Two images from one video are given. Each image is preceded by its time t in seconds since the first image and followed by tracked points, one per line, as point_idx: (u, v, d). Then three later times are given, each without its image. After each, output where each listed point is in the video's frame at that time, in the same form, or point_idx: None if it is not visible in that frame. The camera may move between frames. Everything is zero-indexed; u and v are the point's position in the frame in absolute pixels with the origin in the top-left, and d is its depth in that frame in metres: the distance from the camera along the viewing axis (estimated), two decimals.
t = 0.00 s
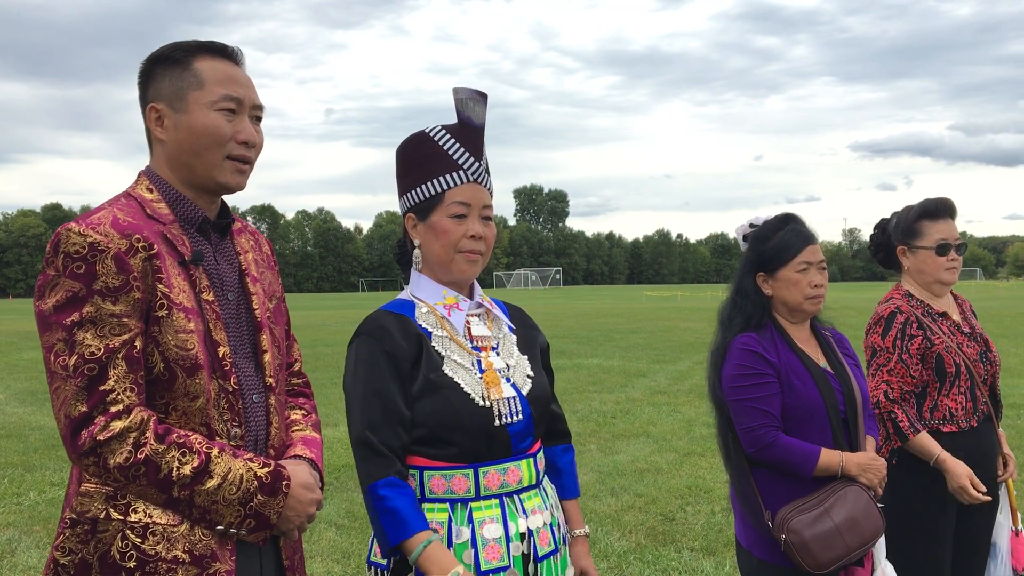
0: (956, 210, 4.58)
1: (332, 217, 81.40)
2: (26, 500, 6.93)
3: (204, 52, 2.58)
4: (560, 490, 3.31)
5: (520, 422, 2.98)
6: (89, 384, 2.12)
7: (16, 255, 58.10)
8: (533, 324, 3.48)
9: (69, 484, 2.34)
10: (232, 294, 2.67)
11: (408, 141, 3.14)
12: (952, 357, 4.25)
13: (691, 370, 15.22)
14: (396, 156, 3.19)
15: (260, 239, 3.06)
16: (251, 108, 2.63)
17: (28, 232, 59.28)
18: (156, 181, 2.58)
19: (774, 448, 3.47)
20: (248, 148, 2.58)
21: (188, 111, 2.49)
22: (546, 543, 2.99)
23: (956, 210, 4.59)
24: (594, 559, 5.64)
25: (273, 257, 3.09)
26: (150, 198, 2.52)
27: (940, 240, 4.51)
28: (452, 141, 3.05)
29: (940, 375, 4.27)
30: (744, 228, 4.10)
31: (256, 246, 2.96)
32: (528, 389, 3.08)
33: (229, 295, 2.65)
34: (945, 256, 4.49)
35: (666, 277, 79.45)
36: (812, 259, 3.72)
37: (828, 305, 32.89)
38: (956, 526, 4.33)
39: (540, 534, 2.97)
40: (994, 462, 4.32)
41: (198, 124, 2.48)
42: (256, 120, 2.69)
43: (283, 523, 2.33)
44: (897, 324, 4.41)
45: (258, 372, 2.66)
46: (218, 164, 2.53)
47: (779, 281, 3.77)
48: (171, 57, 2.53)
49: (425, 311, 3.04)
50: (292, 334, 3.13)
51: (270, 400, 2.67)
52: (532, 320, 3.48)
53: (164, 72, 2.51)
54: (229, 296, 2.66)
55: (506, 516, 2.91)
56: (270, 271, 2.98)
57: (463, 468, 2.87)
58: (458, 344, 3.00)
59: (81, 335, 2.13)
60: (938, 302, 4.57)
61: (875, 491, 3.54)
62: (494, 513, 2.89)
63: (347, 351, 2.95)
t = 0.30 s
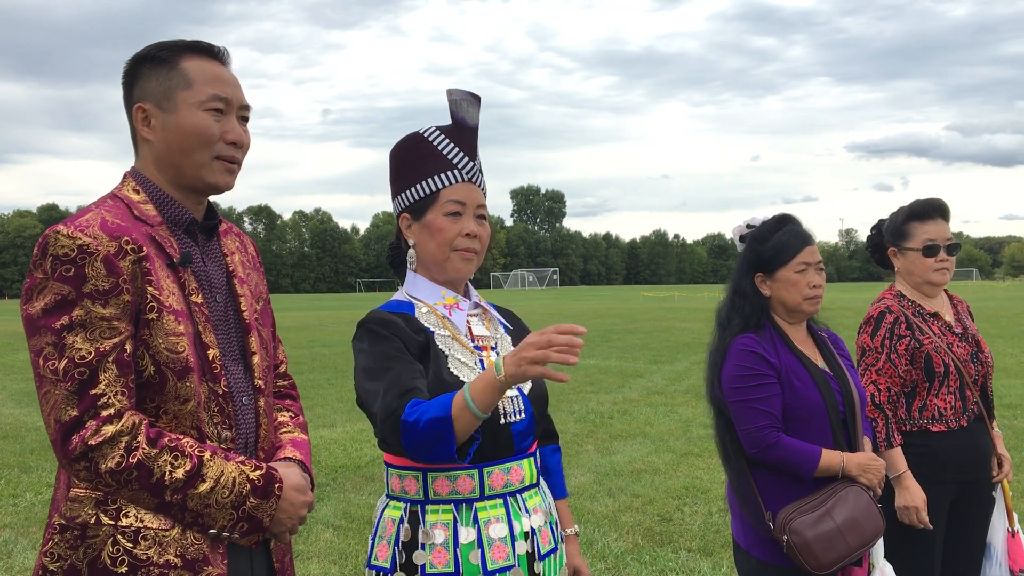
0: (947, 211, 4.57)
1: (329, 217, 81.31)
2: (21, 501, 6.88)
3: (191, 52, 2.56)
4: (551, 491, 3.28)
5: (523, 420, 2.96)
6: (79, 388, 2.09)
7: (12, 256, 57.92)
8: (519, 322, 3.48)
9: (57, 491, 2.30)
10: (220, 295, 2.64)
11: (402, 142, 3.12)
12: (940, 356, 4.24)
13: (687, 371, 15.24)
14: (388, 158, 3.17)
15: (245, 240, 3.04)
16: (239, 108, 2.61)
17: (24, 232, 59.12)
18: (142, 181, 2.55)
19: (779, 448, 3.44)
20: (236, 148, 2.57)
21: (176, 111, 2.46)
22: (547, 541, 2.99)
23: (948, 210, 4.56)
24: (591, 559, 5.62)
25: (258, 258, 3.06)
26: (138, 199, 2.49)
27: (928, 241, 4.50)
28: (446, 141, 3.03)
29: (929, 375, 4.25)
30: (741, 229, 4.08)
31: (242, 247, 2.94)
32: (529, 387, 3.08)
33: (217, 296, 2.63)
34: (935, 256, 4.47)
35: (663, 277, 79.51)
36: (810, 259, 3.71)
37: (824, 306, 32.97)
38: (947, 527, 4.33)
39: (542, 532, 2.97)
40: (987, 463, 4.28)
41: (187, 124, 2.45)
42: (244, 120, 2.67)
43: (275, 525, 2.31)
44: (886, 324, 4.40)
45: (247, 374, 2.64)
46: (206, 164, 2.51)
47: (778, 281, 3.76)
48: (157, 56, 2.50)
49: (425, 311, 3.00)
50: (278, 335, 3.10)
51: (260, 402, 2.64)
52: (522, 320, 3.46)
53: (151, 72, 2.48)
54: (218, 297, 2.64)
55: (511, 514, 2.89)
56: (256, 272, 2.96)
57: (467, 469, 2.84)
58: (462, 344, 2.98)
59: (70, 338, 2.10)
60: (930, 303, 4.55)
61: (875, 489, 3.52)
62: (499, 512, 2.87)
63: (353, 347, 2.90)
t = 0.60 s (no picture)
0: (935, 210, 4.56)
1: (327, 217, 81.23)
2: (19, 502, 6.87)
3: (185, 52, 2.55)
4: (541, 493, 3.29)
5: (528, 420, 2.96)
6: (79, 391, 2.08)
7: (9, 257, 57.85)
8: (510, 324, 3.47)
9: (54, 494, 2.29)
10: (215, 295, 2.64)
11: (395, 142, 3.11)
12: (924, 355, 4.24)
13: (686, 371, 15.24)
14: (381, 161, 3.17)
15: (236, 241, 3.03)
16: (233, 108, 2.61)
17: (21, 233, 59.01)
18: (135, 182, 2.53)
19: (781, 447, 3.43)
20: (232, 148, 2.57)
21: (172, 111, 2.46)
22: (551, 539, 3.01)
23: (936, 208, 4.56)
24: (590, 559, 5.63)
25: (249, 258, 3.06)
26: (131, 200, 2.47)
27: (913, 241, 4.50)
28: (441, 140, 3.02)
29: (912, 374, 4.26)
30: (738, 229, 4.09)
31: (235, 248, 2.94)
32: (532, 387, 3.08)
33: (212, 296, 2.62)
34: (920, 256, 4.48)
35: (660, 277, 79.55)
36: (809, 259, 3.71)
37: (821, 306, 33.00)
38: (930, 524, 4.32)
39: (546, 531, 2.98)
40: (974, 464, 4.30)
41: (182, 124, 2.45)
42: (238, 121, 2.67)
43: (276, 526, 2.31)
44: (872, 323, 4.43)
45: (243, 375, 2.63)
46: (202, 164, 2.50)
47: (776, 281, 3.76)
48: (151, 56, 2.49)
49: (429, 312, 2.98)
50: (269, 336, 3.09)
51: (256, 403, 2.64)
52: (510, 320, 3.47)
53: (145, 72, 2.47)
54: (213, 299, 2.64)
55: (518, 514, 2.89)
56: (249, 273, 2.95)
57: (475, 470, 2.84)
58: (467, 345, 2.98)
59: (69, 341, 2.09)
60: (921, 302, 4.54)
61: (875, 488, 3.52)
62: (507, 513, 2.87)
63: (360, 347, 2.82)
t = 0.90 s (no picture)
0: (926, 209, 4.53)
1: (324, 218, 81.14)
2: (16, 504, 6.85)
3: (190, 53, 2.54)
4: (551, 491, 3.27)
5: (522, 423, 2.97)
6: (87, 393, 2.06)
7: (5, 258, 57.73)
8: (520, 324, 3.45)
9: (58, 496, 2.27)
10: (216, 295, 2.63)
11: (394, 142, 3.10)
12: (910, 354, 4.25)
13: (683, 370, 15.22)
14: (380, 160, 3.16)
15: (234, 241, 3.02)
16: (237, 111, 2.61)
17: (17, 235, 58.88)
18: (137, 183, 2.51)
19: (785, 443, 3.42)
20: (235, 150, 2.57)
21: (178, 112, 2.44)
22: (547, 543, 2.97)
23: (924, 206, 4.55)
24: (588, 559, 5.61)
25: (246, 259, 3.05)
26: (133, 200, 2.45)
27: (900, 240, 4.50)
28: (440, 139, 3.01)
29: (898, 372, 4.27)
30: (736, 228, 4.08)
31: (233, 249, 2.93)
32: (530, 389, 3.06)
33: (213, 295, 2.62)
34: (908, 255, 4.47)
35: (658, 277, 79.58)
36: (807, 259, 3.71)
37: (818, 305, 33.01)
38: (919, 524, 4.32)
39: (541, 535, 2.95)
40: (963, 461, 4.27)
41: (188, 126, 2.44)
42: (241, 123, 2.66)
43: (282, 525, 2.31)
44: (860, 320, 4.45)
45: (245, 375, 2.63)
46: (207, 165, 2.49)
47: (775, 281, 3.75)
48: (156, 56, 2.47)
49: (423, 314, 2.98)
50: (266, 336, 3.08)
51: (258, 403, 2.64)
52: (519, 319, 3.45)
53: (150, 72, 2.46)
54: (214, 299, 2.63)
55: (511, 517, 2.87)
56: (247, 274, 2.95)
57: (467, 471, 2.83)
58: (461, 347, 2.95)
59: (76, 342, 2.07)
60: (912, 300, 4.53)
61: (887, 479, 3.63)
62: (498, 515, 2.85)
63: (349, 352, 2.86)
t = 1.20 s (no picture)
0: (915, 207, 4.49)
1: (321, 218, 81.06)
2: (12, 505, 6.83)
3: (200, 54, 2.53)
4: (562, 493, 3.26)
5: (508, 426, 2.93)
6: (102, 394, 2.04)
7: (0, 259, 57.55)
8: (529, 324, 3.44)
9: (66, 496, 2.24)
10: (222, 295, 2.63)
11: (396, 142, 3.10)
12: (899, 352, 4.29)
13: (680, 370, 15.22)
14: (385, 157, 3.15)
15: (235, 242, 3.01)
16: (246, 113, 2.61)
17: (12, 235, 58.71)
18: (145, 183, 2.48)
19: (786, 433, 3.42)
20: (244, 152, 2.57)
21: (190, 114, 2.43)
22: (536, 548, 2.95)
23: (913, 204, 4.50)
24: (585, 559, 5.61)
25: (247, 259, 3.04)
26: (142, 200, 2.42)
27: (888, 240, 4.47)
28: (442, 140, 3.01)
29: (887, 370, 4.32)
30: (733, 228, 4.08)
31: (235, 249, 2.92)
32: (519, 392, 3.02)
33: (220, 296, 2.62)
34: (896, 254, 4.46)
35: (655, 277, 79.62)
36: (805, 259, 3.71)
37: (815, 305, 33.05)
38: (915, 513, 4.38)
39: (529, 539, 2.93)
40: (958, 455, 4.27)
41: (200, 127, 2.43)
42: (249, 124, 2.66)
43: (292, 523, 2.33)
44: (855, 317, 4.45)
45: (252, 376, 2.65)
46: (217, 167, 2.49)
47: (773, 280, 3.75)
48: (167, 57, 2.46)
49: (414, 314, 3.00)
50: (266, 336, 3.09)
51: (265, 402, 2.66)
52: (528, 319, 3.44)
53: (161, 72, 2.44)
54: (220, 300, 2.63)
55: (494, 520, 2.87)
56: (250, 274, 2.94)
57: (449, 472, 2.84)
58: (446, 347, 2.96)
59: (91, 343, 2.05)
60: (903, 299, 4.52)
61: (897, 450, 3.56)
62: (481, 517, 2.85)
63: (336, 355, 2.93)
